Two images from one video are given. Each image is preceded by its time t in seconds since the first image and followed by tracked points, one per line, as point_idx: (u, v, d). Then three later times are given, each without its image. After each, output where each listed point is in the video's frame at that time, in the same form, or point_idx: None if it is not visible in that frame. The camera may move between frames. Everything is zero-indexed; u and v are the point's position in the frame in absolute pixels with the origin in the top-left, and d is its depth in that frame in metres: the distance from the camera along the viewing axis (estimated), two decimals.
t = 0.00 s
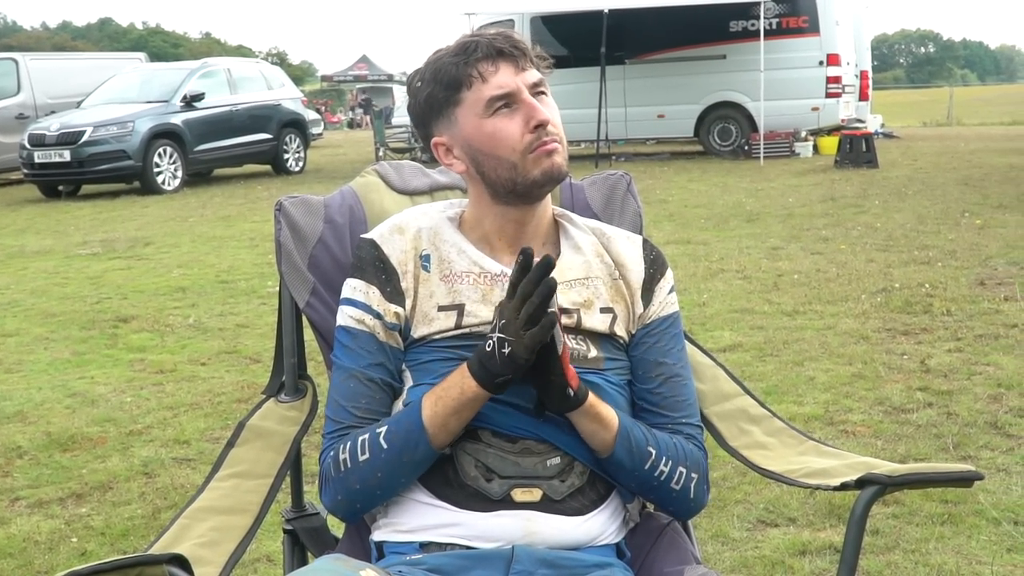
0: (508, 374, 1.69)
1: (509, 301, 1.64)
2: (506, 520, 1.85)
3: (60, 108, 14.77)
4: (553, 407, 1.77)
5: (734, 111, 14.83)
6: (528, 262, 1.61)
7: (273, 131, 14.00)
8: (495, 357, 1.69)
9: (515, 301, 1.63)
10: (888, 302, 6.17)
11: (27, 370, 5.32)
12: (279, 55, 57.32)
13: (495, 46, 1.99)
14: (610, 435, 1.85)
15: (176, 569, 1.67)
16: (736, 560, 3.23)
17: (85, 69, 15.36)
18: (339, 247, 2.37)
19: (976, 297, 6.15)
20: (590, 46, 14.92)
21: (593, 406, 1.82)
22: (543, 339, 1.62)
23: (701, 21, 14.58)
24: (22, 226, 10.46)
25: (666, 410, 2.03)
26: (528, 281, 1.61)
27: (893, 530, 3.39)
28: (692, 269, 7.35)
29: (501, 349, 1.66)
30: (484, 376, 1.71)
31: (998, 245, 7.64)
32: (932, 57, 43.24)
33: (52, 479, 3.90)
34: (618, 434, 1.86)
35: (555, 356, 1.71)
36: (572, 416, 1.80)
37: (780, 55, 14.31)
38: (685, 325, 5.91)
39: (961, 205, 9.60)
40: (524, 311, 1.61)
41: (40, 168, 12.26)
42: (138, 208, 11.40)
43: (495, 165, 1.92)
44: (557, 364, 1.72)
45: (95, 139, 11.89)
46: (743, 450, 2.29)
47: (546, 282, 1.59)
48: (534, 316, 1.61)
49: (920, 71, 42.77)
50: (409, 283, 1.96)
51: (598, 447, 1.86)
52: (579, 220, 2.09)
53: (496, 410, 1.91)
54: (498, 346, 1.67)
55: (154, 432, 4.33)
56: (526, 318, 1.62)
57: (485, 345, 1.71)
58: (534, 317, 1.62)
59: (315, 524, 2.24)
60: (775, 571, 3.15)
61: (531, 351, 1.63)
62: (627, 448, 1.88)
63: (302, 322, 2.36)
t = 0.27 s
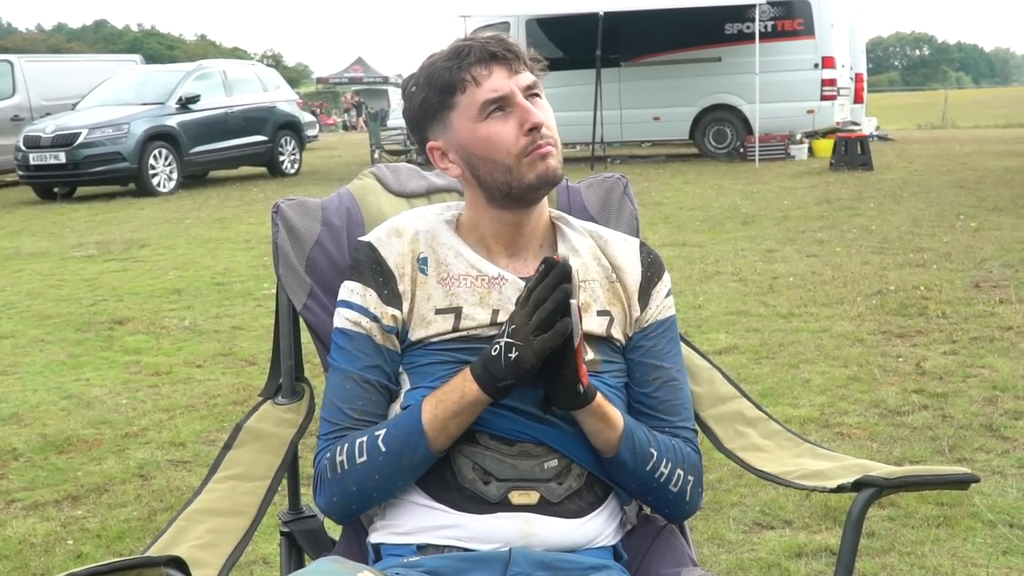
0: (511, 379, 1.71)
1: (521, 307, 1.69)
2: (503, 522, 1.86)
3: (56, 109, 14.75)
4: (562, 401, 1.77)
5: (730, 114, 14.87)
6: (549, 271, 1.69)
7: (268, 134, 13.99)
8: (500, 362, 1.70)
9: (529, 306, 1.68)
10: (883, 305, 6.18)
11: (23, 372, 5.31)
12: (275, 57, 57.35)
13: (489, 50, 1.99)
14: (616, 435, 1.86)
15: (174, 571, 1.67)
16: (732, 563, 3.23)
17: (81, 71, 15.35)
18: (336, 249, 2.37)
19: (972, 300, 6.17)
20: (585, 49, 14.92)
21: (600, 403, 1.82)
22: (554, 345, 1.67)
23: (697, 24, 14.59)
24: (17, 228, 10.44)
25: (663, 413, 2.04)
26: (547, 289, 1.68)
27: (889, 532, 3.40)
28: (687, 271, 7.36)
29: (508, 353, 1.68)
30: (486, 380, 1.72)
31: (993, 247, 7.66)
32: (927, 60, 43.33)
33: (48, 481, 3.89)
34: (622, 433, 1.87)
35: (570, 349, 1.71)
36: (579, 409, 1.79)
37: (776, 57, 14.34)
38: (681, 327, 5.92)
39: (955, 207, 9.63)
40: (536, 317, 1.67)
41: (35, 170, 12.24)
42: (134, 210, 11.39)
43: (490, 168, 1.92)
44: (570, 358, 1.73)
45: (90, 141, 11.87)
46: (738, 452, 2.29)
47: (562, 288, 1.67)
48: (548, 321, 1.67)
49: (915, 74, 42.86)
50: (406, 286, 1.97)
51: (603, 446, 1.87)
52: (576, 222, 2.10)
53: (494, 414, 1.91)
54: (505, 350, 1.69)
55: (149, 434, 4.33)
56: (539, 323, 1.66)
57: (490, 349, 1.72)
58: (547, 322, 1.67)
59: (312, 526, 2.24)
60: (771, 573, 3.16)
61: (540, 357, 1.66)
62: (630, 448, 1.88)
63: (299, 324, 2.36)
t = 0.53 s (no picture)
0: (514, 386, 1.71)
1: (528, 316, 1.67)
2: (503, 524, 1.86)
3: (55, 114, 14.76)
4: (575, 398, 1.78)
5: (728, 116, 14.86)
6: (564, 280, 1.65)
7: (268, 137, 13.99)
8: (504, 368, 1.70)
9: (536, 315, 1.66)
10: (883, 307, 6.18)
11: (23, 376, 5.32)
12: (274, 61, 57.39)
13: (487, 53, 2.00)
14: (627, 430, 1.86)
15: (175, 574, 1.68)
16: (732, 566, 3.24)
17: (80, 75, 15.37)
18: (336, 253, 2.37)
19: (971, 303, 6.17)
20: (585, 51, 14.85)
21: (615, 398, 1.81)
22: (561, 354, 1.65)
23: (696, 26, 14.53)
24: (17, 233, 10.44)
25: (664, 416, 2.04)
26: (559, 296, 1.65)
27: (889, 535, 3.40)
28: (687, 274, 7.37)
29: (512, 360, 1.69)
30: (489, 387, 1.73)
31: (992, 250, 7.66)
32: (926, 62, 43.37)
33: (48, 485, 3.89)
34: (632, 430, 1.87)
35: (591, 340, 1.70)
36: (593, 404, 1.79)
37: (775, 60, 14.33)
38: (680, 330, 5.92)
39: (955, 210, 9.63)
40: (543, 326, 1.65)
41: (35, 174, 12.24)
42: (133, 214, 11.39)
43: (487, 173, 1.93)
44: (590, 350, 1.72)
45: (90, 145, 11.88)
46: (739, 456, 2.30)
47: (572, 297, 1.65)
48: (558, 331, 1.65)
49: (914, 76, 42.89)
50: (405, 288, 1.97)
51: (612, 442, 1.87)
52: (576, 225, 2.10)
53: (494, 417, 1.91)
54: (509, 358, 1.70)
55: (150, 438, 4.33)
56: (545, 332, 1.65)
57: (495, 355, 1.72)
58: (554, 332, 1.66)
59: (312, 529, 2.24)
60: None
61: (545, 366, 1.66)
62: (637, 446, 1.88)
63: (299, 327, 2.36)
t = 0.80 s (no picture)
0: (511, 361, 1.69)
1: (510, 286, 1.66)
2: (506, 526, 1.86)
3: (59, 115, 14.78)
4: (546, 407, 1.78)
5: (732, 118, 14.86)
6: (531, 248, 1.65)
7: (272, 139, 14.00)
8: (497, 345, 1.69)
9: (517, 285, 1.65)
10: (887, 309, 6.18)
11: (27, 378, 5.32)
12: (279, 63, 57.48)
13: (485, 56, 1.99)
14: (615, 446, 1.87)
15: None
16: (736, 568, 3.23)
17: (85, 77, 15.39)
18: (341, 255, 2.37)
19: (976, 305, 6.17)
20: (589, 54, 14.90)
21: (594, 415, 1.83)
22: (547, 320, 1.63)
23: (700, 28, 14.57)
24: (21, 234, 10.46)
25: (670, 418, 2.04)
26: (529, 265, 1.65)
27: (893, 537, 3.40)
28: (690, 276, 7.37)
29: (502, 337, 1.67)
30: (487, 365, 1.71)
31: (997, 252, 7.66)
32: (930, 64, 43.35)
33: (52, 486, 3.89)
34: (621, 445, 1.88)
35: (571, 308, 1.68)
36: (571, 424, 1.81)
37: (779, 62, 14.33)
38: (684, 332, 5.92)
39: (959, 212, 9.62)
40: (526, 293, 1.65)
41: (40, 176, 12.26)
42: (137, 216, 11.41)
43: (480, 177, 1.94)
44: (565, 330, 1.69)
45: (94, 146, 11.90)
46: (744, 456, 2.29)
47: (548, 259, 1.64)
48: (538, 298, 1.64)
49: (919, 79, 42.88)
50: (412, 290, 1.97)
51: (602, 458, 1.88)
52: (581, 228, 2.10)
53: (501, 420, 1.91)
54: (499, 333, 1.68)
55: (154, 439, 4.34)
56: (528, 299, 1.65)
57: (486, 334, 1.71)
58: (537, 299, 1.65)
59: (317, 530, 2.24)
60: None
61: (535, 334, 1.65)
62: (629, 458, 1.89)
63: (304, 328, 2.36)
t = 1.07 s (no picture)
0: (527, 372, 1.70)
1: (534, 299, 1.69)
2: (509, 525, 1.86)
3: (62, 115, 14.79)
4: (566, 391, 1.76)
5: (734, 118, 14.89)
6: (559, 261, 1.68)
7: (274, 139, 14.01)
8: (516, 355, 1.70)
9: (542, 297, 1.68)
10: (889, 309, 6.18)
11: (30, 378, 5.33)
12: (281, 63, 57.53)
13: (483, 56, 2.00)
14: (622, 433, 1.86)
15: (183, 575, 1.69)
16: (739, 567, 3.23)
17: (87, 77, 15.40)
18: (344, 255, 2.37)
19: (978, 304, 6.16)
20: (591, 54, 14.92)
21: (605, 400, 1.82)
22: (569, 332, 1.66)
23: (702, 28, 14.55)
24: (24, 234, 10.47)
25: (670, 416, 2.04)
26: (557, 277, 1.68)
27: (895, 536, 3.40)
28: (693, 276, 7.37)
29: (522, 346, 1.68)
30: (503, 376, 1.72)
31: (999, 252, 7.65)
32: (933, 64, 43.34)
33: (55, 486, 3.90)
34: (628, 432, 1.87)
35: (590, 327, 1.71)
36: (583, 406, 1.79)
37: (782, 62, 14.33)
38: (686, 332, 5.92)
39: (962, 212, 9.62)
40: (551, 305, 1.67)
41: (42, 176, 12.27)
42: (139, 216, 11.42)
43: (474, 176, 1.94)
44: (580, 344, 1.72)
45: (97, 146, 11.92)
46: (744, 457, 2.29)
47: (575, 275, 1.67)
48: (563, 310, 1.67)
49: (921, 78, 42.86)
50: (414, 290, 1.98)
51: (607, 444, 1.87)
52: (582, 227, 2.11)
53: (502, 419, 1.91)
54: (519, 344, 1.69)
55: (157, 439, 4.34)
56: (553, 311, 1.67)
57: (505, 345, 1.72)
58: (561, 311, 1.67)
59: (320, 530, 2.24)
60: None
61: (554, 346, 1.67)
62: (635, 447, 1.88)
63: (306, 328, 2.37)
